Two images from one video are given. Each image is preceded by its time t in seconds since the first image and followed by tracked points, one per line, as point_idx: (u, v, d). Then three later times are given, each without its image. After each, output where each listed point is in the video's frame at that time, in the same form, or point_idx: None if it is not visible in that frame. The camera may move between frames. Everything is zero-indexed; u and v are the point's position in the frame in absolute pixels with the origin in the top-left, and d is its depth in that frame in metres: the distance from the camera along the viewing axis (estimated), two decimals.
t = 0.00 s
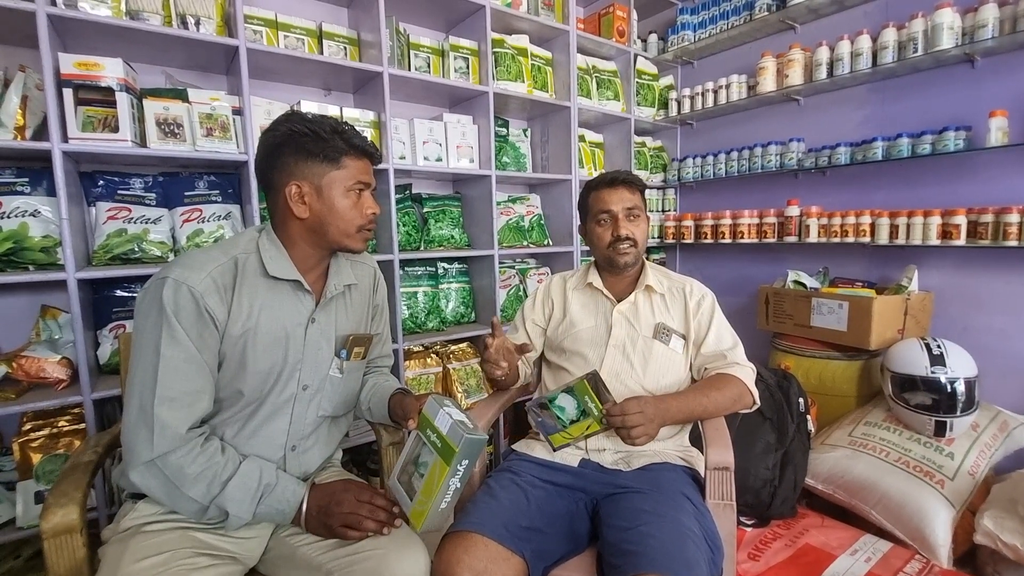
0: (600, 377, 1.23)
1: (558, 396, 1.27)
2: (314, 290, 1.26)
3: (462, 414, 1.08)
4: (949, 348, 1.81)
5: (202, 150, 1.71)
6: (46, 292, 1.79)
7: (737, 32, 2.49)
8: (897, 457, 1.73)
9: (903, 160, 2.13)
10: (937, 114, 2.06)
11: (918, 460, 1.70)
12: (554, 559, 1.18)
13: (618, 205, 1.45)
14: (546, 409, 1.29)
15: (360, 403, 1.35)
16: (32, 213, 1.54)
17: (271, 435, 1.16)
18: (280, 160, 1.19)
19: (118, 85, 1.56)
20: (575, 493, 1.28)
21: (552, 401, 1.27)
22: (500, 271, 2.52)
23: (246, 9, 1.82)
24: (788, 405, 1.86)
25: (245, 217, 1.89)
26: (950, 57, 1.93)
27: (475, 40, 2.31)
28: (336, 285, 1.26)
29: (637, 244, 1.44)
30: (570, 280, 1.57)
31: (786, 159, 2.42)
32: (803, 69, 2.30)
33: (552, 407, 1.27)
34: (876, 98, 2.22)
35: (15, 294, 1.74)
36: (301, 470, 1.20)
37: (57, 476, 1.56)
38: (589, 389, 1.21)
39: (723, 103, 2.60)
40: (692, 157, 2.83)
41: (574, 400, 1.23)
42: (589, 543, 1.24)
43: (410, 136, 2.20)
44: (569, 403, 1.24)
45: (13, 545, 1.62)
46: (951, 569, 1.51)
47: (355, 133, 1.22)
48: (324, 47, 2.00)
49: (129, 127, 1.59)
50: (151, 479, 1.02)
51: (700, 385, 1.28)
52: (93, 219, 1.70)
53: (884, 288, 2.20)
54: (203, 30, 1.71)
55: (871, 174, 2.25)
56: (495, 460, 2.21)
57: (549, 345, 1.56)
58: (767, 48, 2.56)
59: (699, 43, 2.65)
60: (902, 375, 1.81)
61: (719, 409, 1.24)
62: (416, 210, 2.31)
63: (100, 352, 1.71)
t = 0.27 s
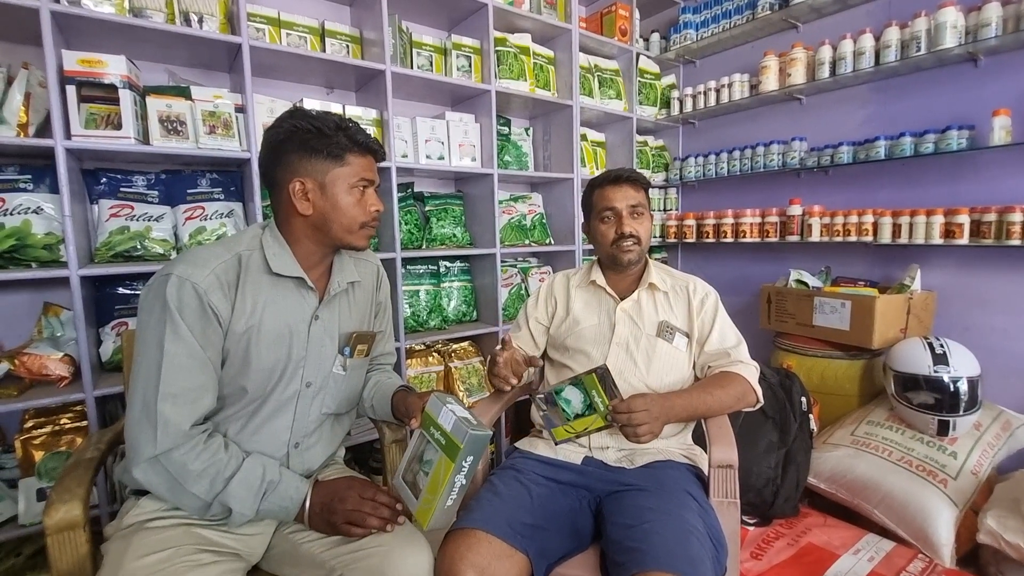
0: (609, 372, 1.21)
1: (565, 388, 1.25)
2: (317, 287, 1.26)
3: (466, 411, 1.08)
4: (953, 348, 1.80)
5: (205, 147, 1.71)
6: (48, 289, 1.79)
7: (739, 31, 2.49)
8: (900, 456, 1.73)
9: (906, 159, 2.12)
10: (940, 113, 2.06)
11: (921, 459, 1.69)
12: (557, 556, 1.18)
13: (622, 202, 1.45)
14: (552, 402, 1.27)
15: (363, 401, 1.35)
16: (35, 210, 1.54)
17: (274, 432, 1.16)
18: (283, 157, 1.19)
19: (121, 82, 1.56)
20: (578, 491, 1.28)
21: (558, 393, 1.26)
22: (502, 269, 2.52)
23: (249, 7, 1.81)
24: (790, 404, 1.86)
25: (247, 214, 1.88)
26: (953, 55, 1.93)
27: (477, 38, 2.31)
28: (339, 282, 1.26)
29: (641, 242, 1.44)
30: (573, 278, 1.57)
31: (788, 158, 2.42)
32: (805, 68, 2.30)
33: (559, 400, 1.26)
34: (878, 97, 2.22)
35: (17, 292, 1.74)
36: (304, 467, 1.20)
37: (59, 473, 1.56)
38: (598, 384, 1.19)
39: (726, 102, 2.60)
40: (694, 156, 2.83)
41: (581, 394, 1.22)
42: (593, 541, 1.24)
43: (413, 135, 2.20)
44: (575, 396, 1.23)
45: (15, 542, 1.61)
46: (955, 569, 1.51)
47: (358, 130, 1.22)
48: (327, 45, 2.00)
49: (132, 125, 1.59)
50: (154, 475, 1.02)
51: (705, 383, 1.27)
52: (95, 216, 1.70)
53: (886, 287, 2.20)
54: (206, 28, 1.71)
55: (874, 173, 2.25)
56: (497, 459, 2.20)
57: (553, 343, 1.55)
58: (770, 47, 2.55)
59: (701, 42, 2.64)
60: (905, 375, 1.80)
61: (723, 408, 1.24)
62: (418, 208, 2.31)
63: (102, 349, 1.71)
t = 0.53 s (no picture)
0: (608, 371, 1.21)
1: (564, 386, 1.25)
2: (315, 289, 1.26)
3: (464, 413, 1.08)
4: (951, 349, 1.80)
5: (204, 148, 1.71)
6: (47, 290, 1.79)
7: (739, 32, 2.49)
8: (899, 457, 1.73)
9: (905, 160, 2.12)
10: (939, 114, 2.05)
11: (919, 460, 1.69)
12: (555, 558, 1.18)
13: (621, 203, 1.45)
14: (551, 400, 1.27)
15: (362, 402, 1.35)
16: (34, 211, 1.54)
17: (272, 433, 1.16)
18: (281, 158, 1.19)
19: (120, 83, 1.56)
20: (576, 492, 1.28)
21: (557, 391, 1.26)
22: (501, 270, 2.52)
23: (248, 7, 1.81)
24: (789, 405, 1.86)
25: (246, 215, 1.88)
26: (952, 56, 1.92)
27: (477, 39, 2.31)
28: (337, 284, 1.26)
29: (640, 243, 1.44)
30: (571, 279, 1.57)
31: (788, 159, 2.42)
32: (805, 69, 2.30)
33: (558, 398, 1.26)
34: (878, 98, 2.22)
35: (17, 292, 1.74)
36: (302, 468, 1.20)
37: (58, 474, 1.56)
38: (597, 384, 1.19)
39: (725, 103, 2.59)
40: (693, 157, 2.83)
41: (580, 393, 1.22)
42: (591, 542, 1.24)
43: (412, 135, 2.20)
44: (574, 394, 1.23)
45: (14, 543, 1.62)
46: (953, 570, 1.51)
47: (356, 131, 1.22)
48: (326, 46, 2.00)
49: (131, 125, 1.59)
50: (151, 478, 1.02)
51: (703, 384, 1.27)
52: (94, 217, 1.70)
53: (885, 288, 2.20)
54: (206, 28, 1.71)
55: (873, 174, 2.25)
56: (496, 460, 2.21)
57: (551, 344, 1.55)
58: (770, 48, 2.55)
59: (701, 43, 2.64)
60: (903, 376, 1.80)
61: (721, 409, 1.24)
62: (417, 209, 2.31)
63: (101, 350, 1.71)
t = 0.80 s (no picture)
0: (615, 371, 1.19)
1: (569, 383, 1.25)
2: (317, 287, 1.26)
3: (467, 411, 1.08)
4: (953, 348, 1.80)
5: (206, 146, 1.71)
6: (49, 288, 1.79)
7: (741, 31, 2.49)
8: (900, 457, 1.73)
9: (907, 160, 2.12)
10: (941, 114, 2.05)
11: (921, 460, 1.69)
12: (557, 556, 1.18)
13: (623, 202, 1.45)
14: (554, 396, 1.28)
15: (364, 400, 1.35)
16: (36, 209, 1.54)
17: (274, 432, 1.16)
18: (282, 156, 1.19)
19: (122, 81, 1.56)
20: (578, 491, 1.28)
21: (562, 387, 1.26)
22: (502, 269, 2.52)
23: (250, 6, 1.81)
24: (791, 405, 1.86)
25: (248, 213, 1.88)
26: (954, 56, 1.92)
27: (478, 38, 2.31)
28: (339, 282, 1.26)
29: (641, 242, 1.44)
30: (573, 278, 1.57)
31: (789, 159, 2.42)
32: (806, 68, 2.30)
33: (562, 394, 1.26)
34: (880, 97, 2.21)
35: (19, 290, 1.74)
36: (304, 467, 1.20)
37: (60, 472, 1.57)
38: (603, 382, 1.18)
39: (727, 102, 2.59)
40: (695, 157, 2.83)
41: (585, 391, 1.22)
42: (592, 541, 1.24)
43: (413, 134, 2.20)
44: (579, 392, 1.23)
45: (16, 541, 1.62)
46: (954, 570, 1.51)
47: (357, 129, 1.22)
48: (328, 44, 2.01)
49: (133, 124, 1.59)
50: (154, 476, 1.02)
51: (705, 384, 1.27)
52: (97, 215, 1.70)
53: (887, 287, 2.20)
54: (208, 27, 1.71)
55: (875, 174, 2.25)
56: (497, 458, 2.21)
57: (553, 343, 1.55)
58: (771, 47, 2.55)
59: (702, 42, 2.64)
60: (905, 375, 1.80)
61: (723, 408, 1.24)
62: (418, 208, 2.31)
63: (103, 348, 1.71)
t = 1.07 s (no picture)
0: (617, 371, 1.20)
1: (571, 382, 1.26)
2: (318, 287, 1.26)
3: (468, 410, 1.08)
4: (953, 349, 1.81)
5: (208, 145, 1.71)
6: (50, 286, 1.79)
7: (742, 31, 2.49)
8: (900, 457, 1.73)
9: (907, 161, 2.12)
10: (942, 114, 2.06)
11: (920, 460, 1.70)
12: (557, 555, 1.18)
13: (624, 202, 1.45)
14: (556, 394, 1.29)
15: (365, 400, 1.35)
16: (38, 207, 1.55)
17: (275, 431, 1.16)
18: (284, 156, 1.19)
19: (124, 80, 1.57)
20: (579, 490, 1.28)
21: (564, 386, 1.27)
22: (503, 269, 2.53)
23: (252, 5, 1.81)
24: (791, 405, 1.86)
25: (249, 213, 1.89)
26: (955, 57, 1.92)
27: (479, 38, 2.32)
28: (340, 282, 1.26)
29: (642, 242, 1.44)
30: (574, 278, 1.58)
31: (790, 159, 2.42)
32: (807, 69, 2.30)
33: (564, 393, 1.27)
34: (881, 98, 2.22)
35: (20, 289, 1.74)
36: (305, 466, 1.21)
37: (61, 470, 1.57)
38: (604, 382, 1.19)
39: (728, 102, 2.59)
40: (695, 157, 2.84)
41: (587, 389, 1.22)
42: (593, 540, 1.24)
43: (414, 134, 2.20)
44: (581, 391, 1.23)
45: (17, 539, 1.62)
46: (954, 569, 1.52)
47: (359, 129, 1.22)
48: (329, 44, 2.01)
49: (134, 123, 1.59)
50: (156, 474, 1.02)
51: (705, 383, 1.28)
52: (98, 214, 1.70)
53: (887, 288, 2.20)
54: (209, 26, 1.72)
55: (876, 175, 2.25)
56: (498, 458, 2.21)
57: (554, 343, 1.55)
58: (772, 48, 2.55)
59: (703, 42, 2.64)
60: (905, 376, 1.80)
61: (723, 408, 1.24)
62: (419, 207, 2.31)
63: (104, 347, 1.71)
